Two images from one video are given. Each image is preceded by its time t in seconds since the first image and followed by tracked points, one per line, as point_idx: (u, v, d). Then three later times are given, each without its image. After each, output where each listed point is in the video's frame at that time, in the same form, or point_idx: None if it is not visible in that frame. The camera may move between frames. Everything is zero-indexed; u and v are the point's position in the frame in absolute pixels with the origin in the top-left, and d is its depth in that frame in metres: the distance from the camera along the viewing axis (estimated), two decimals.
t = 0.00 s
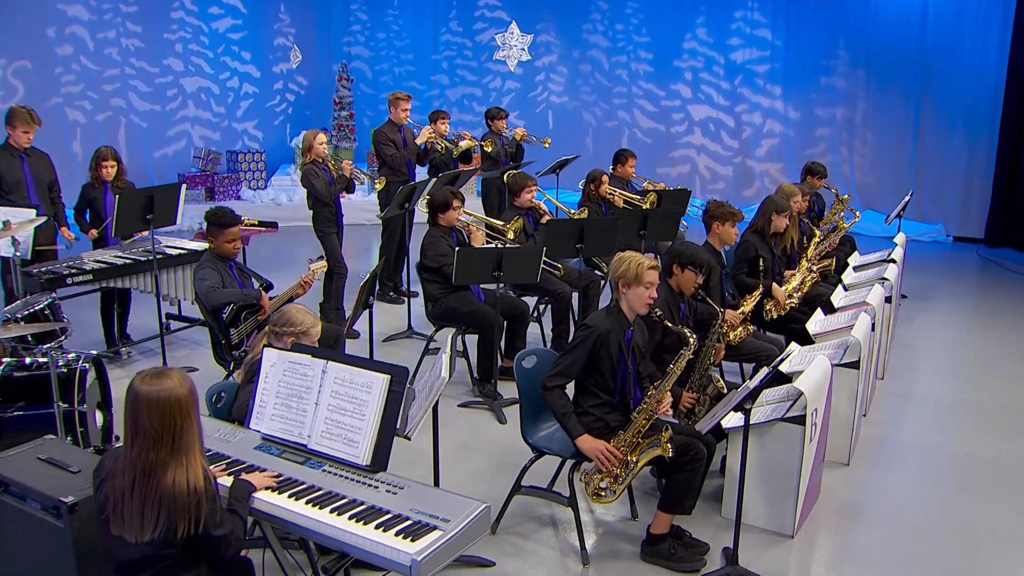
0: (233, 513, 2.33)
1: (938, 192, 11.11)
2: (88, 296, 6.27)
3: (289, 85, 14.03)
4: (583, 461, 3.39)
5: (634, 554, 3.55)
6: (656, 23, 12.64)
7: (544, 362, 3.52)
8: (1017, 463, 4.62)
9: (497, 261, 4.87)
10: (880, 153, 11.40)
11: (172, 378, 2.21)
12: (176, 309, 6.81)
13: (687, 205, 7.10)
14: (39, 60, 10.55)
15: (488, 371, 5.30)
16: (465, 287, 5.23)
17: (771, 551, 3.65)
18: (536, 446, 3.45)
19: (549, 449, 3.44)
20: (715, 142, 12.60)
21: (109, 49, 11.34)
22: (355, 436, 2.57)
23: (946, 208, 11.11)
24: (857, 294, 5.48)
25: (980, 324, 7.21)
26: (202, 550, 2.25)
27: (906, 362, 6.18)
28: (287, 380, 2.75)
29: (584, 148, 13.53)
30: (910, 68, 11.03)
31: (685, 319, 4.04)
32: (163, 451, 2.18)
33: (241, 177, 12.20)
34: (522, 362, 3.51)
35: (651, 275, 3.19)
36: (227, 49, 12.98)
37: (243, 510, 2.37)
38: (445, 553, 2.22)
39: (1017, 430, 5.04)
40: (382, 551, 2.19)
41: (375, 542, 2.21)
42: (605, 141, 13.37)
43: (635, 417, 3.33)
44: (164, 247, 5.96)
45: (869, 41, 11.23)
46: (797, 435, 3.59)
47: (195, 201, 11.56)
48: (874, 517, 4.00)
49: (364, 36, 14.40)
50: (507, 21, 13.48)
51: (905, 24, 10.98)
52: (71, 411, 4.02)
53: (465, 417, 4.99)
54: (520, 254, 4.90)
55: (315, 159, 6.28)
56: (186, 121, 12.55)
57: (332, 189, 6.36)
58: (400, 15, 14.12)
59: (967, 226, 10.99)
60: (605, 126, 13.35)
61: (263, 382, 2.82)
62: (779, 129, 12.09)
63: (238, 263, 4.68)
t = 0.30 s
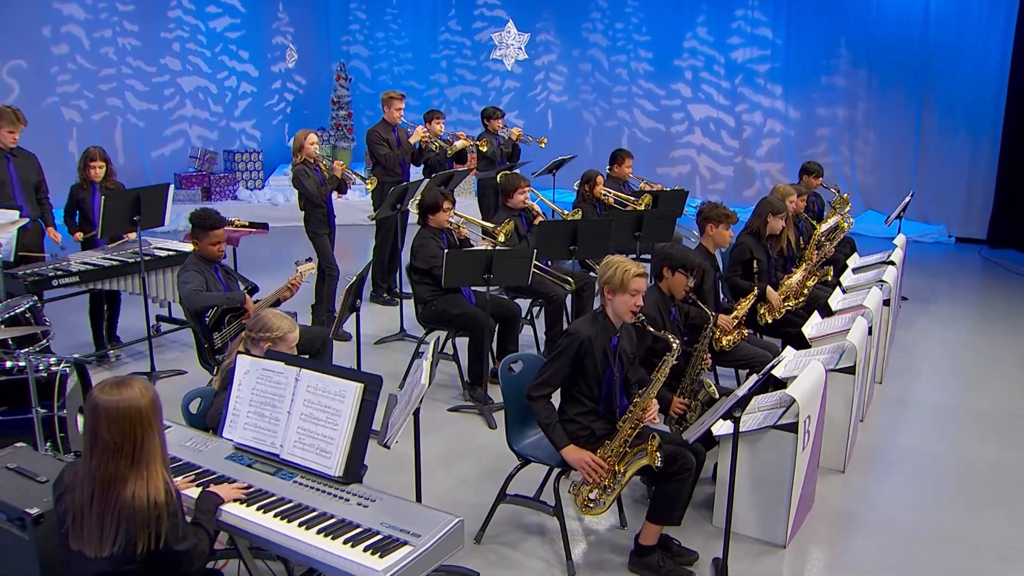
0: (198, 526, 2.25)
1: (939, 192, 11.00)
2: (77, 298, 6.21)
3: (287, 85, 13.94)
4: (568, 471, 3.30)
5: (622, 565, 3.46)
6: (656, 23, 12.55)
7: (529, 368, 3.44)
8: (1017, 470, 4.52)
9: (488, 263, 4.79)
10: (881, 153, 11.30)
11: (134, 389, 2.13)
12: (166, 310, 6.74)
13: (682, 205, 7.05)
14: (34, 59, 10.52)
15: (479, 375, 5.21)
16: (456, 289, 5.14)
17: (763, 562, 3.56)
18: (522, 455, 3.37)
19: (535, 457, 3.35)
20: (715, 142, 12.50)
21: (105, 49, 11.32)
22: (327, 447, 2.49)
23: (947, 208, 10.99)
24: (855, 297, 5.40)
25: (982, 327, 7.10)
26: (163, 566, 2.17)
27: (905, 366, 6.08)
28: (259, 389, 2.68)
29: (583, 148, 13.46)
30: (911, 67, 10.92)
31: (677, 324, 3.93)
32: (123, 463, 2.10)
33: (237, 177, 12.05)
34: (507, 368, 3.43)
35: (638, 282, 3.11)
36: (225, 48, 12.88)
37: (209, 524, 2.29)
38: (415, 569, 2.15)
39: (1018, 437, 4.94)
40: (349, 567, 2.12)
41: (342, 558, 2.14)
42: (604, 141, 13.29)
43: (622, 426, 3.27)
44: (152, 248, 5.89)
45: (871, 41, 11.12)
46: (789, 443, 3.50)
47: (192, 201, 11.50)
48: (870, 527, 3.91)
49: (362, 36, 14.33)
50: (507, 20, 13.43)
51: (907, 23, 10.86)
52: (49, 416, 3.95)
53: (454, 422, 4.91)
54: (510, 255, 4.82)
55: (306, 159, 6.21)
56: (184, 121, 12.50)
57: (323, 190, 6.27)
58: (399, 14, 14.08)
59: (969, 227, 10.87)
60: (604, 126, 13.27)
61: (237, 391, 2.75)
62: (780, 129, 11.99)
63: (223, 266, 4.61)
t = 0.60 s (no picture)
0: (158, 540, 2.18)
1: (940, 192, 10.89)
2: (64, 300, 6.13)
3: (284, 84, 13.86)
4: (550, 479, 3.22)
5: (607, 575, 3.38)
6: (654, 22, 12.47)
7: (512, 374, 3.36)
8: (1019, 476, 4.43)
9: (475, 265, 4.71)
10: (882, 152, 11.19)
11: (90, 400, 2.04)
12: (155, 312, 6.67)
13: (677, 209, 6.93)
14: (29, 58, 10.48)
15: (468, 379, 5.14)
16: (445, 292, 5.07)
17: (752, 572, 3.47)
18: (504, 462, 3.29)
19: (517, 464, 3.27)
20: (715, 142, 12.41)
21: (100, 48, 11.28)
22: (296, 457, 2.42)
23: (947, 209, 10.88)
24: (851, 299, 5.32)
25: (982, 328, 7.00)
26: None
27: (903, 370, 5.99)
28: (229, 397, 2.61)
29: (581, 148, 13.39)
30: (911, 67, 10.82)
31: (663, 328, 3.87)
32: (77, 477, 2.02)
33: (233, 177, 11.95)
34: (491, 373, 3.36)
35: (619, 287, 3.08)
36: (222, 48, 12.82)
37: (170, 537, 2.22)
38: None
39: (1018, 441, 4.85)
40: None
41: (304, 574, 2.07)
42: (603, 140, 13.21)
43: (603, 434, 3.20)
44: (139, 250, 5.82)
45: (871, 40, 11.02)
46: (779, 450, 3.42)
47: (187, 201, 11.43)
48: (863, 535, 3.83)
49: (360, 35, 14.34)
50: (505, 19, 13.38)
51: (907, 22, 10.76)
52: (25, 422, 3.87)
53: (442, 427, 4.83)
54: (498, 258, 4.73)
55: (296, 159, 6.12)
56: (180, 121, 12.45)
57: (313, 190, 6.19)
58: (397, 13, 14.05)
59: (970, 228, 10.75)
60: (603, 126, 13.19)
61: (206, 399, 2.67)
62: (780, 128, 11.89)
63: (206, 269, 4.53)
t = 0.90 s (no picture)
0: (114, 554, 2.11)
1: (940, 193, 10.80)
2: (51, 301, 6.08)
3: (282, 84, 13.77)
4: (529, 488, 3.20)
5: None
6: (654, 21, 12.39)
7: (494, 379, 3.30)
8: (1017, 485, 4.35)
9: (462, 268, 4.65)
10: (882, 152, 11.10)
11: (44, 410, 1.98)
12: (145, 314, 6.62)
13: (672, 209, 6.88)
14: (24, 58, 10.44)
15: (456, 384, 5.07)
16: (434, 295, 5.01)
17: None
18: (485, 469, 3.25)
19: (498, 473, 3.24)
20: (714, 142, 12.32)
21: (96, 48, 11.25)
22: (262, 468, 2.35)
23: (948, 209, 10.78)
24: (846, 302, 5.24)
25: (982, 332, 6.90)
26: None
27: (900, 374, 5.91)
28: (197, 405, 2.54)
29: (580, 148, 13.31)
30: (910, 66, 10.72)
31: (650, 332, 3.80)
32: (28, 490, 1.95)
33: (229, 177, 11.85)
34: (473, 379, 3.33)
35: (597, 293, 3.09)
36: (219, 48, 12.78)
37: (129, 551, 2.16)
38: None
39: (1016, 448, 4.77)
40: None
41: None
42: (601, 140, 13.14)
43: (581, 443, 3.16)
44: (127, 252, 5.77)
45: (871, 39, 10.91)
46: (766, 458, 3.34)
47: (183, 201, 11.39)
48: (853, 545, 3.76)
49: (358, 35, 14.19)
50: (503, 19, 13.32)
51: (908, 21, 10.66)
52: None
53: (430, 432, 4.77)
54: (485, 261, 4.67)
55: (286, 161, 6.04)
56: (177, 120, 12.41)
57: (303, 192, 6.11)
58: (395, 12, 13.95)
59: (971, 228, 10.65)
60: (602, 126, 13.11)
61: (175, 407, 2.60)
62: (779, 128, 11.79)
63: (188, 271, 4.48)
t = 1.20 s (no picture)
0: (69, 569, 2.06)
1: (940, 193, 10.71)
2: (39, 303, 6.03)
3: (280, 84, 13.68)
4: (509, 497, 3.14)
5: None
6: (653, 21, 12.32)
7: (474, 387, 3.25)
8: (1016, 493, 4.27)
9: (449, 271, 4.58)
10: (882, 152, 11.01)
11: None
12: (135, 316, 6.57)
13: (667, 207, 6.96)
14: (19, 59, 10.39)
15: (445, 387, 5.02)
16: (421, 298, 4.95)
17: None
18: (465, 478, 3.20)
19: (479, 481, 3.19)
20: (713, 142, 12.25)
21: (92, 48, 11.21)
22: (226, 479, 2.29)
23: (948, 210, 10.68)
24: (840, 306, 5.17)
25: (981, 335, 6.82)
26: None
27: (895, 377, 5.83)
28: (163, 414, 2.47)
29: (578, 148, 13.25)
30: (910, 66, 10.63)
31: (636, 338, 3.74)
32: None
33: (225, 178, 11.77)
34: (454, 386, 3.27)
35: (577, 299, 3.03)
36: (217, 48, 12.76)
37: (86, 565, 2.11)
38: None
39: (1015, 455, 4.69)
40: None
41: None
42: (600, 140, 13.07)
43: (562, 452, 3.11)
44: (114, 255, 5.71)
45: (872, 38, 10.81)
46: (752, 468, 3.27)
47: (178, 202, 11.35)
48: (842, 553, 3.69)
49: (357, 34, 14.12)
50: (502, 19, 13.26)
51: (908, 21, 10.56)
52: None
53: (416, 437, 4.71)
54: (472, 264, 4.61)
55: (275, 162, 5.99)
56: (174, 121, 12.39)
57: (292, 193, 6.04)
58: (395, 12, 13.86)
59: (972, 229, 10.54)
60: (601, 126, 13.04)
61: (141, 416, 2.54)
62: (778, 129, 11.71)
63: (171, 274, 4.43)
